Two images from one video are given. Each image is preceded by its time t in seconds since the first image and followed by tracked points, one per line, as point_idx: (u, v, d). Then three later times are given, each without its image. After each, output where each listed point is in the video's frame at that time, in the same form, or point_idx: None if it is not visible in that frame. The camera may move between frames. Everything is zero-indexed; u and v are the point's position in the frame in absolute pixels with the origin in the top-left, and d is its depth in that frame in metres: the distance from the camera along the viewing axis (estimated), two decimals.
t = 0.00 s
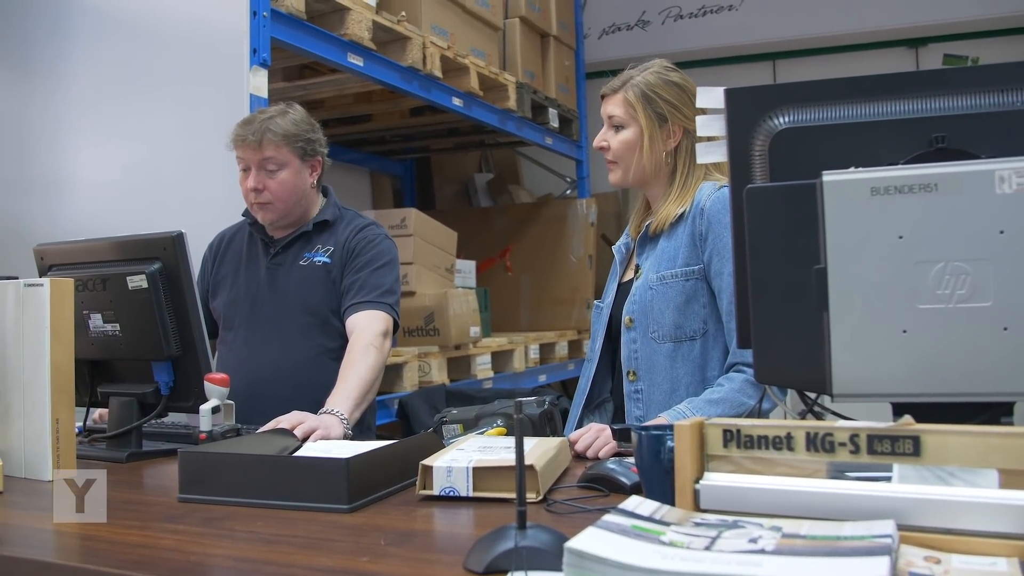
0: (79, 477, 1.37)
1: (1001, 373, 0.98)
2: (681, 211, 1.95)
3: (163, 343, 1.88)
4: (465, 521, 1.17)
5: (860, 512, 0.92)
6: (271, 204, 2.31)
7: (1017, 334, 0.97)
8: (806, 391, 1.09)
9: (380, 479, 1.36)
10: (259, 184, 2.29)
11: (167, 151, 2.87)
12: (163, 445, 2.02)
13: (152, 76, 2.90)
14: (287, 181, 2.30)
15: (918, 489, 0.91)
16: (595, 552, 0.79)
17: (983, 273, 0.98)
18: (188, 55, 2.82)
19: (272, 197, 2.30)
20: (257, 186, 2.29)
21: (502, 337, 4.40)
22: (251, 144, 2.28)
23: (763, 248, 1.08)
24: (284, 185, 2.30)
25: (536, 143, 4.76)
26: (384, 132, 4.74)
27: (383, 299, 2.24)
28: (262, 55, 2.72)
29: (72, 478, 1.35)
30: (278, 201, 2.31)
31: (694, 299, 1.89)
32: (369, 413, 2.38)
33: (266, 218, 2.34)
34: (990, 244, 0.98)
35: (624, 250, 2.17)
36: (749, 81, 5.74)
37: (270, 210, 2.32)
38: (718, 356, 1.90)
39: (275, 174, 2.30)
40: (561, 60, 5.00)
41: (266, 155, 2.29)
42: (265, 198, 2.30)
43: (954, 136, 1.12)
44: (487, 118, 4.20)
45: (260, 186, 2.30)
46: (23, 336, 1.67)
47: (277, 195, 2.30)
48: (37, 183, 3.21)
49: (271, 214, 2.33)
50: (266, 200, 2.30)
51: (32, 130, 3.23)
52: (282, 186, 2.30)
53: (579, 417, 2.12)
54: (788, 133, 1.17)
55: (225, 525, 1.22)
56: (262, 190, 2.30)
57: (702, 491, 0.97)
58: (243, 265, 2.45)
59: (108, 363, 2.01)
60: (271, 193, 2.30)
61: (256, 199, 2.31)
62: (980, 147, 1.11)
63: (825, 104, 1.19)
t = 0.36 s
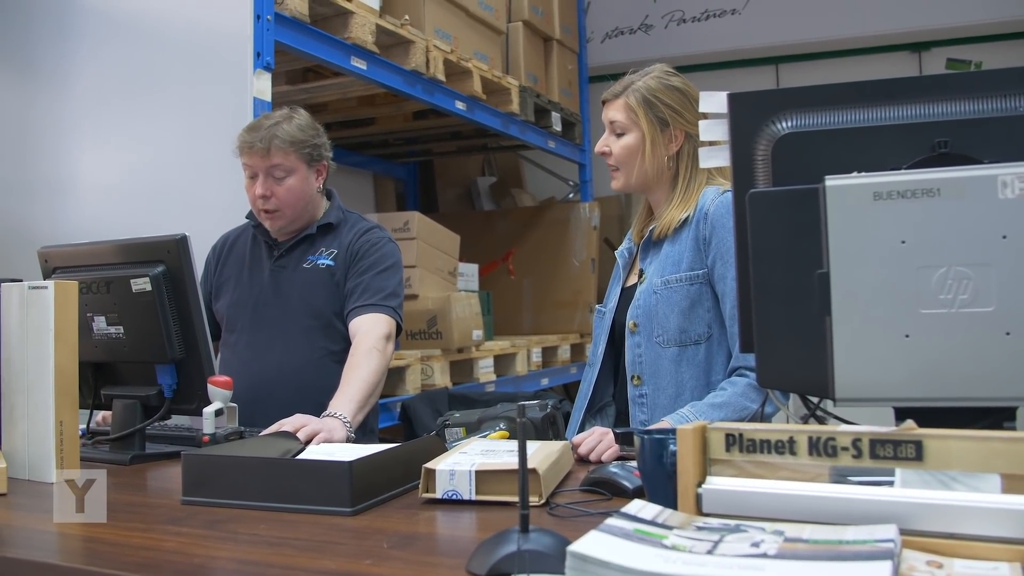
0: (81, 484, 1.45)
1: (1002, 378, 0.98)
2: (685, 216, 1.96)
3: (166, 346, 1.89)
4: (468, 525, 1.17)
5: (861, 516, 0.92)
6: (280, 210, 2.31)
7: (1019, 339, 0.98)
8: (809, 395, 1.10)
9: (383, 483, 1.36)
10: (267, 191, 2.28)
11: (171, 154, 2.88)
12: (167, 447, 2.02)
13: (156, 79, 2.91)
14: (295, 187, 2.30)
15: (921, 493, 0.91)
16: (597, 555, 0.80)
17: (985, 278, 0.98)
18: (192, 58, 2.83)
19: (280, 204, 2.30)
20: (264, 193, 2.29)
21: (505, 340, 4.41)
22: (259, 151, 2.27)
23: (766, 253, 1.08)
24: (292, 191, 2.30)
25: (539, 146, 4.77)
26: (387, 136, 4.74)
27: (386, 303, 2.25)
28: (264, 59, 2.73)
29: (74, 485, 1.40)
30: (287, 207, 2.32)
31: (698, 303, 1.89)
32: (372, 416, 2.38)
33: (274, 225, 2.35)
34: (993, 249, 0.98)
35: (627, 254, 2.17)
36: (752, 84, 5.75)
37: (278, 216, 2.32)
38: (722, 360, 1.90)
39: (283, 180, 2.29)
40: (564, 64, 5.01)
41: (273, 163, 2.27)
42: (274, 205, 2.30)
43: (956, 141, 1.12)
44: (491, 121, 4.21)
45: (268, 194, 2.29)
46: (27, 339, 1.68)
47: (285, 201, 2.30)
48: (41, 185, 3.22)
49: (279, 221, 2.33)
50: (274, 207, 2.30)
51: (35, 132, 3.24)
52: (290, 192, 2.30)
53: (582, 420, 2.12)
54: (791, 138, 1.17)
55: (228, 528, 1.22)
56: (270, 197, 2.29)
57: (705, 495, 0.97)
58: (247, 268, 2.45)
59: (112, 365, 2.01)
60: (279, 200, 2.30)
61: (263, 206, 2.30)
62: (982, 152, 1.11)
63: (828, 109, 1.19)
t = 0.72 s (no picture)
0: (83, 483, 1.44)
1: (1005, 382, 0.98)
2: (691, 220, 1.96)
3: (171, 349, 1.89)
4: (472, 528, 1.18)
5: (865, 520, 0.92)
6: (283, 219, 2.33)
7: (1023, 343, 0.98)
8: (812, 400, 1.10)
9: (387, 486, 1.36)
10: (269, 203, 2.29)
11: (176, 158, 2.89)
12: (171, 451, 2.03)
13: (160, 82, 2.92)
14: (296, 196, 2.30)
15: (924, 497, 0.91)
16: (601, 559, 0.80)
17: (989, 282, 0.98)
18: (197, 62, 2.84)
19: (282, 214, 2.31)
20: (266, 204, 2.30)
21: (508, 344, 4.41)
22: (258, 164, 2.26)
23: (770, 257, 1.08)
24: (294, 201, 2.31)
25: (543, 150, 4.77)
26: (391, 139, 4.75)
27: (390, 306, 2.25)
28: (270, 62, 2.73)
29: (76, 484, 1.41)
30: (289, 216, 2.33)
31: (704, 308, 1.89)
32: (376, 419, 2.39)
33: (277, 232, 2.37)
34: (996, 253, 0.98)
35: (633, 259, 2.17)
36: (756, 88, 5.75)
37: (281, 225, 2.34)
38: (727, 364, 1.90)
39: (284, 190, 2.29)
40: (568, 67, 5.02)
41: (273, 175, 2.27)
42: (276, 215, 2.32)
43: (959, 146, 1.12)
44: (494, 125, 4.21)
45: (270, 205, 2.30)
46: (31, 342, 1.68)
47: (287, 211, 2.31)
48: (45, 188, 3.23)
49: (283, 229, 2.35)
50: (277, 216, 2.32)
51: (40, 136, 3.25)
52: (292, 202, 2.30)
53: (586, 425, 2.12)
54: (796, 142, 1.17)
55: (233, 531, 1.22)
56: (272, 208, 2.30)
57: (708, 499, 0.97)
58: (251, 272, 2.46)
59: (116, 369, 2.02)
60: (281, 210, 2.31)
61: (266, 216, 2.32)
62: (985, 156, 1.11)
63: (831, 113, 1.20)
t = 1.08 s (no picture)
0: (84, 483, 1.44)
1: (1007, 383, 0.98)
2: (694, 221, 1.96)
3: (173, 350, 1.90)
4: (474, 529, 1.18)
5: (867, 521, 0.92)
6: (279, 219, 2.33)
7: None
8: (814, 401, 1.10)
9: (390, 486, 1.36)
10: (264, 203, 2.30)
11: (178, 158, 2.89)
12: (173, 451, 2.03)
13: (163, 83, 2.93)
14: (291, 195, 2.31)
15: (926, 498, 0.91)
16: (603, 559, 0.80)
17: (991, 283, 0.98)
18: (199, 63, 2.85)
19: (278, 213, 2.32)
20: (261, 204, 2.31)
21: (511, 345, 4.41)
22: (250, 164, 2.27)
23: (772, 259, 1.08)
24: (288, 199, 2.31)
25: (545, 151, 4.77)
26: (393, 140, 4.76)
27: (394, 306, 2.25)
28: (271, 63, 2.73)
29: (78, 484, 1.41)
30: (285, 215, 2.33)
31: (706, 309, 1.89)
32: (380, 418, 2.40)
33: (274, 231, 2.37)
34: (998, 254, 0.98)
35: (637, 261, 2.17)
36: (758, 90, 5.75)
37: (278, 224, 2.35)
38: (730, 366, 1.91)
39: (278, 189, 2.30)
40: (570, 69, 5.02)
41: (266, 174, 2.28)
42: (272, 214, 2.32)
43: (961, 147, 1.13)
44: (497, 126, 4.22)
45: (266, 204, 2.31)
46: (34, 341, 1.69)
47: (282, 210, 2.32)
48: (47, 189, 3.24)
49: (279, 228, 2.36)
50: (273, 216, 2.33)
51: (43, 137, 3.26)
52: (287, 200, 2.31)
53: (589, 426, 2.13)
54: (799, 144, 1.17)
55: (235, 531, 1.23)
56: (267, 207, 2.31)
57: (711, 500, 0.97)
58: (252, 274, 2.46)
59: (119, 369, 2.02)
60: (277, 209, 2.32)
61: (262, 216, 2.33)
62: (987, 158, 1.11)
63: (834, 114, 1.20)
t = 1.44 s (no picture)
0: (85, 483, 1.43)
1: (1008, 384, 0.98)
2: (695, 222, 1.96)
3: (173, 350, 1.90)
4: (474, 529, 1.18)
5: (868, 521, 0.92)
6: (273, 217, 2.34)
7: None
8: (815, 401, 1.10)
9: (390, 486, 1.36)
10: (257, 201, 2.31)
11: (179, 158, 2.89)
12: (174, 451, 2.03)
13: (163, 83, 2.93)
14: (283, 192, 2.31)
15: (926, 499, 0.91)
16: (603, 559, 0.80)
17: (991, 284, 0.98)
18: (200, 62, 2.85)
19: (272, 211, 2.33)
20: (255, 203, 2.32)
21: (511, 345, 4.41)
22: (241, 163, 2.29)
23: (773, 258, 1.08)
24: (281, 197, 2.32)
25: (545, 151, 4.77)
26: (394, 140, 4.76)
27: (388, 306, 2.27)
28: (273, 63, 2.73)
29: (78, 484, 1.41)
30: (279, 213, 2.34)
31: (707, 310, 1.89)
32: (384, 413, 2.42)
33: (269, 230, 2.38)
34: (998, 254, 0.98)
35: (640, 261, 2.17)
36: (759, 90, 5.75)
37: (273, 223, 2.35)
38: (730, 366, 1.90)
39: (271, 187, 2.31)
40: (571, 69, 5.02)
41: (258, 172, 2.29)
42: (266, 213, 2.33)
43: (962, 148, 1.12)
44: (498, 126, 4.22)
45: (259, 203, 2.32)
46: (35, 341, 1.69)
47: (276, 207, 2.32)
48: (48, 189, 3.24)
49: (274, 226, 2.36)
50: (267, 214, 2.33)
51: (43, 136, 3.26)
52: (280, 197, 2.31)
53: (590, 426, 2.13)
54: (800, 144, 1.17)
55: (236, 531, 1.23)
56: (261, 206, 2.32)
57: (711, 500, 0.97)
58: (251, 274, 2.46)
59: (120, 369, 2.02)
60: (270, 207, 2.32)
61: (256, 215, 2.34)
62: (988, 158, 1.11)
63: (835, 115, 1.20)
